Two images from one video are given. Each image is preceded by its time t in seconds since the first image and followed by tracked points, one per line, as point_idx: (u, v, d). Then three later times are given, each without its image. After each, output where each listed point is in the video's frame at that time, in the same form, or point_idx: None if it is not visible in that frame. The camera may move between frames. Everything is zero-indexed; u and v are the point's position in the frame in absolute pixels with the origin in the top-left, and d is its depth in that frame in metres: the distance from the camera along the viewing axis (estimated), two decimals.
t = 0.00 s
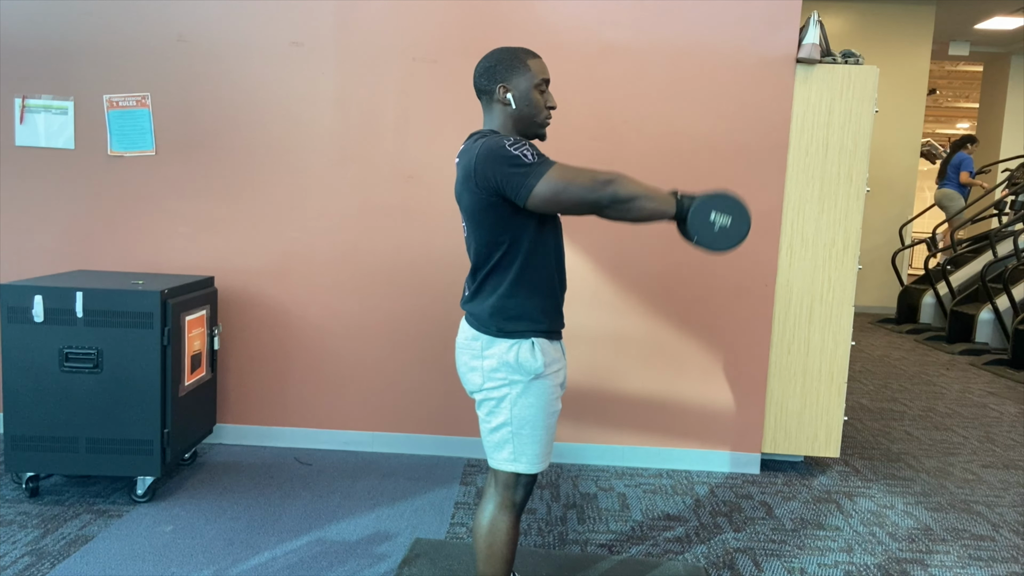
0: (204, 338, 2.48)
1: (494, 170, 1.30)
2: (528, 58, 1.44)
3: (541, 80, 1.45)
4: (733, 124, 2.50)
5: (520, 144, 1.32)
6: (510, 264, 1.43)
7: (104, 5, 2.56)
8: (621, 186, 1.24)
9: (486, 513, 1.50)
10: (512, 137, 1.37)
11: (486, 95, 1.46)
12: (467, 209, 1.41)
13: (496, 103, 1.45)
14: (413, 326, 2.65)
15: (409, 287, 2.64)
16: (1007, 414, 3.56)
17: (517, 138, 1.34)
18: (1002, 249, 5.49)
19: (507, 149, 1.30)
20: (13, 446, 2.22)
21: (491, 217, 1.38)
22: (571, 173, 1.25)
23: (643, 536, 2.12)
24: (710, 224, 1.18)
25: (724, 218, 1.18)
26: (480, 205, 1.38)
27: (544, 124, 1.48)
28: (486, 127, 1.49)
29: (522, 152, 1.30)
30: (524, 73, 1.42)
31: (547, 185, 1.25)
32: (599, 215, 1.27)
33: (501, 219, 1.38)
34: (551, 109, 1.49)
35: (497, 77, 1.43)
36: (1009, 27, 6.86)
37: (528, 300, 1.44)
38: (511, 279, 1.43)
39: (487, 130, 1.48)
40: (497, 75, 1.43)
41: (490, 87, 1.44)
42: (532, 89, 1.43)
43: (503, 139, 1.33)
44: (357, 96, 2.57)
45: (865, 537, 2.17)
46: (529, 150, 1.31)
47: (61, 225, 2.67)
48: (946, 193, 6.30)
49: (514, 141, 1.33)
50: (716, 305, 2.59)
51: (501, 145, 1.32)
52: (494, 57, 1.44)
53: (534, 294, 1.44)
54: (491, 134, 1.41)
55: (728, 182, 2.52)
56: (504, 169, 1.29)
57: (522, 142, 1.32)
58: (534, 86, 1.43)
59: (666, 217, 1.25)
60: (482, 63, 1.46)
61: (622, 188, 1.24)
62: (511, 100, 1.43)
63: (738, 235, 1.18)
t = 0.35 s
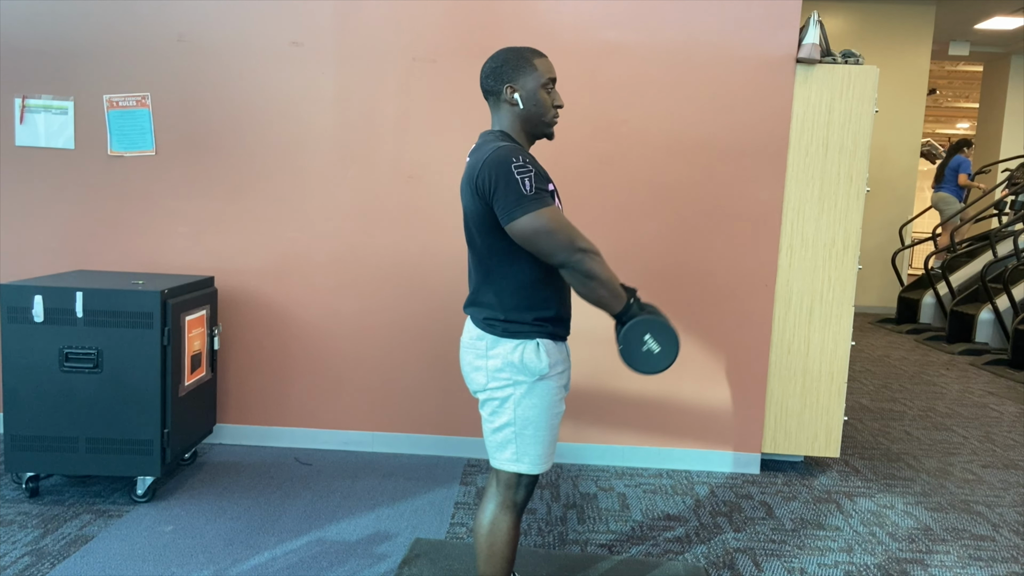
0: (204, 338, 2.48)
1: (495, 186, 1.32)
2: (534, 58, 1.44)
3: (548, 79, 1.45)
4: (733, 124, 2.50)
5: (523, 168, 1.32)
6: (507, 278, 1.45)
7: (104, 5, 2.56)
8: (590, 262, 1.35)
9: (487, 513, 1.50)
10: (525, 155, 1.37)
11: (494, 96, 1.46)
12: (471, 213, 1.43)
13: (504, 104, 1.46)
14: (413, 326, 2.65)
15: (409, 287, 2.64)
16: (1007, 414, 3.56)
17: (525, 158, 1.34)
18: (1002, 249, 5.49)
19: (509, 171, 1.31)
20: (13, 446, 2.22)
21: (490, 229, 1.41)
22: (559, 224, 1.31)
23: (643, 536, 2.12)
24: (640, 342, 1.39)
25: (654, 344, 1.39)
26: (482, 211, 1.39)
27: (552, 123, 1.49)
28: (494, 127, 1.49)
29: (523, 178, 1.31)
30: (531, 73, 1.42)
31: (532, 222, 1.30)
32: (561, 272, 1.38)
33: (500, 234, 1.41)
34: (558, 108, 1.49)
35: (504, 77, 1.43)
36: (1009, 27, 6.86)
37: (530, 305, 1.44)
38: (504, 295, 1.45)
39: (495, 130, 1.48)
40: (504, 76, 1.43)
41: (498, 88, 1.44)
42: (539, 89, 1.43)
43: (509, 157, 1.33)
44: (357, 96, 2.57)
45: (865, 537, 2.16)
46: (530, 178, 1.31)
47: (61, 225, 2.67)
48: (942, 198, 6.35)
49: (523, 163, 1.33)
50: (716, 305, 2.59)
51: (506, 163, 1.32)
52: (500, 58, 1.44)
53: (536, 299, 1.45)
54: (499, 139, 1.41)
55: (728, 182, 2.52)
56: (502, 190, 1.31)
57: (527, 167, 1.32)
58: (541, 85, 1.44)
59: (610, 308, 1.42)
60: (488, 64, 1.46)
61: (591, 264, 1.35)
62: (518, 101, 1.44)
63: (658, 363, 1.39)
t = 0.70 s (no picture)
0: (204, 338, 2.48)
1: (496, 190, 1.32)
2: (539, 58, 1.44)
3: (554, 78, 1.45)
4: (733, 124, 2.50)
5: (526, 176, 1.32)
6: (504, 281, 1.45)
7: (104, 5, 2.56)
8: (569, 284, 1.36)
9: (488, 513, 1.50)
10: (531, 160, 1.36)
11: (500, 98, 1.46)
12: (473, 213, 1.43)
13: (510, 104, 1.46)
14: (412, 326, 2.65)
15: (408, 287, 2.64)
16: (1007, 414, 3.56)
17: (530, 165, 1.34)
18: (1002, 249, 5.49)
19: (512, 178, 1.31)
20: (13, 446, 2.22)
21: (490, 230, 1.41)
22: (550, 241, 1.31)
23: (643, 536, 2.12)
24: (595, 376, 1.43)
25: (608, 379, 1.44)
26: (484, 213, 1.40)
27: (560, 122, 1.49)
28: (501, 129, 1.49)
29: (524, 186, 1.31)
30: (537, 72, 1.43)
31: (524, 232, 1.30)
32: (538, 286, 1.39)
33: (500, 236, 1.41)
34: (564, 107, 1.49)
35: (510, 78, 1.43)
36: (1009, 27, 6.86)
37: (530, 307, 1.44)
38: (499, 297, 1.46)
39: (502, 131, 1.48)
40: (509, 76, 1.44)
41: (503, 89, 1.44)
42: (545, 88, 1.43)
43: (514, 163, 1.32)
44: (357, 96, 2.57)
45: (865, 537, 2.17)
46: (531, 188, 1.31)
47: (61, 225, 2.67)
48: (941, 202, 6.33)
49: (527, 171, 1.32)
50: (716, 304, 2.59)
51: (509, 169, 1.32)
52: (504, 59, 1.44)
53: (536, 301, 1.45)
54: (506, 141, 1.41)
55: (728, 182, 2.52)
56: (501, 195, 1.31)
57: (530, 175, 1.32)
58: (546, 84, 1.44)
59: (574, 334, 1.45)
60: (493, 65, 1.46)
61: (568, 285, 1.36)
62: (525, 100, 1.44)
63: (606, 400, 1.44)
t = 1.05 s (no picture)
0: (204, 338, 2.48)
1: (496, 182, 1.31)
2: (531, 58, 1.44)
3: (545, 80, 1.45)
4: (733, 124, 2.50)
5: (525, 163, 1.31)
6: (499, 280, 1.45)
7: (104, 5, 2.56)
8: (605, 241, 1.29)
9: (486, 513, 1.50)
10: (525, 151, 1.36)
11: (490, 96, 1.46)
12: (468, 211, 1.43)
13: (500, 104, 1.46)
14: (412, 326, 2.65)
15: (408, 287, 2.64)
16: (1007, 414, 3.56)
17: (526, 154, 1.33)
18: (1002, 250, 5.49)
19: (512, 167, 1.30)
20: (13, 446, 2.22)
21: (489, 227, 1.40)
22: (569, 212, 1.28)
23: (644, 536, 2.12)
24: (669, 319, 1.29)
25: (683, 318, 1.29)
26: (481, 210, 1.39)
27: (549, 123, 1.49)
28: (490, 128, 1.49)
29: (526, 172, 1.30)
30: (528, 73, 1.42)
31: (541, 214, 1.28)
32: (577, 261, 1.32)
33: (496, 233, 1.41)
34: (555, 109, 1.49)
35: (501, 77, 1.43)
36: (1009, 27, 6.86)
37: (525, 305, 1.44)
38: (495, 293, 1.45)
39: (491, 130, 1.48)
40: (500, 76, 1.43)
41: (494, 88, 1.44)
42: (536, 89, 1.43)
43: (510, 154, 1.32)
44: (358, 96, 2.57)
45: (865, 537, 2.17)
46: (533, 172, 1.30)
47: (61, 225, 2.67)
48: (942, 196, 6.31)
49: (524, 159, 1.32)
50: (716, 304, 2.59)
51: (506, 161, 1.31)
52: (497, 58, 1.44)
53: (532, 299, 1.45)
54: (497, 139, 1.41)
55: (728, 182, 2.53)
56: (504, 187, 1.30)
57: (529, 162, 1.32)
58: (537, 86, 1.43)
59: (633, 289, 1.33)
60: (485, 64, 1.46)
61: (604, 244, 1.29)
62: (515, 100, 1.44)
63: (689, 338, 1.29)
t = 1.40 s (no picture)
0: (204, 338, 2.48)
1: (500, 164, 1.30)
2: (534, 59, 1.43)
3: (547, 82, 1.45)
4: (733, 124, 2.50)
5: (523, 136, 1.31)
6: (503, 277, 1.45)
7: (104, 5, 2.56)
8: (631, 149, 1.22)
9: (487, 513, 1.50)
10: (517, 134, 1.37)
11: (490, 94, 1.46)
12: (470, 206, 1.42)
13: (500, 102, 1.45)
14: (412, 326, 2.65)
15: (408, 287, 2.64)
16: (1007, 414, 3.56)
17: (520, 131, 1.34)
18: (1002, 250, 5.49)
19: (512, 143, 1.30)
20: (13, 446, 2.22)
21: (499, 215, 1.38)
22: (582, 152, 1.24)
23: (643, 536, 2.12)
24: (729, 158, 1.19)
25: (740, 149, 1.19)
26: (483, 204, 1.38)
27: (547, 126, 1.49)
28: (488, 126, 1.49)
29: (526, 142, 1.30)
30: (530, 74, 1.42)
31: (558, 167, 1.25)
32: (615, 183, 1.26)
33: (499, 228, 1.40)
34: (554, 112, 1.49)
35: (502, 76, 1.43)
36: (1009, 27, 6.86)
37: (529, 302, 1.43)
38: (515, 277, 1.43)
39: (488, 128, 1.48)
40: (502, 74, 1.43)
41: (495, 86, 1.44)
42: (536, 91, 1.43)
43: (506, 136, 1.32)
44: (358, 96, 2.57)
45: (865, 537, 2.17)
46: (533, 139, 1.30)
47: (61, 225, 2.67)
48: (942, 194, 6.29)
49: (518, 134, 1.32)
50: (716, 305, 2.59)
51: (505, 141, 1.31)
52: (500, 56, 1.44)
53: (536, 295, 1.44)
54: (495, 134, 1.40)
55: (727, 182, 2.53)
56: (508, 162, 1.29)
57: (525, 134, 1.32)
58: (538, 88, 1.43)
59: (681, 168, 1.24)
60: (488, 61, 1.46)
61: (632, 150, 1.22)
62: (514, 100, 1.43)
63: (758, 163, 1.19)
